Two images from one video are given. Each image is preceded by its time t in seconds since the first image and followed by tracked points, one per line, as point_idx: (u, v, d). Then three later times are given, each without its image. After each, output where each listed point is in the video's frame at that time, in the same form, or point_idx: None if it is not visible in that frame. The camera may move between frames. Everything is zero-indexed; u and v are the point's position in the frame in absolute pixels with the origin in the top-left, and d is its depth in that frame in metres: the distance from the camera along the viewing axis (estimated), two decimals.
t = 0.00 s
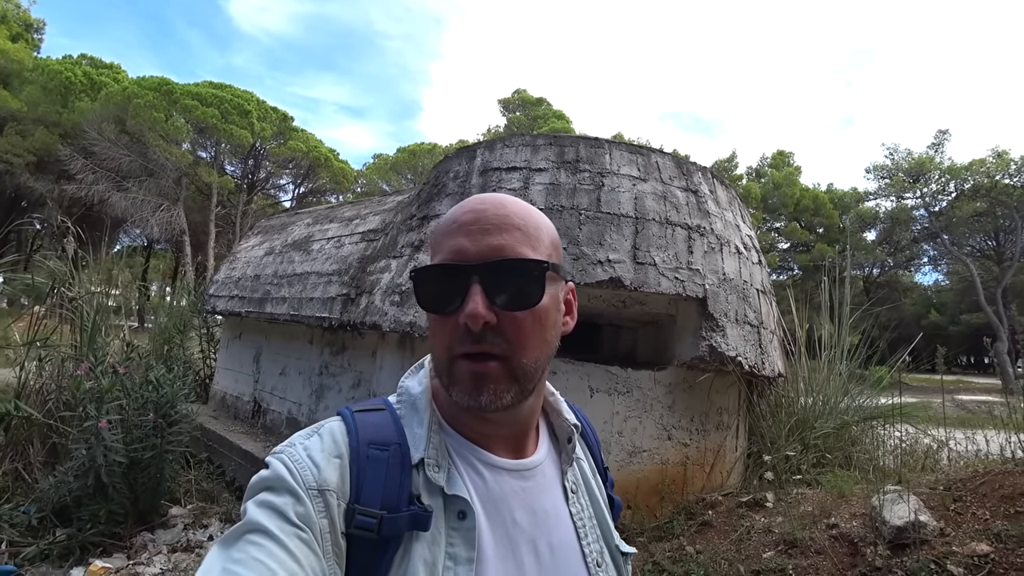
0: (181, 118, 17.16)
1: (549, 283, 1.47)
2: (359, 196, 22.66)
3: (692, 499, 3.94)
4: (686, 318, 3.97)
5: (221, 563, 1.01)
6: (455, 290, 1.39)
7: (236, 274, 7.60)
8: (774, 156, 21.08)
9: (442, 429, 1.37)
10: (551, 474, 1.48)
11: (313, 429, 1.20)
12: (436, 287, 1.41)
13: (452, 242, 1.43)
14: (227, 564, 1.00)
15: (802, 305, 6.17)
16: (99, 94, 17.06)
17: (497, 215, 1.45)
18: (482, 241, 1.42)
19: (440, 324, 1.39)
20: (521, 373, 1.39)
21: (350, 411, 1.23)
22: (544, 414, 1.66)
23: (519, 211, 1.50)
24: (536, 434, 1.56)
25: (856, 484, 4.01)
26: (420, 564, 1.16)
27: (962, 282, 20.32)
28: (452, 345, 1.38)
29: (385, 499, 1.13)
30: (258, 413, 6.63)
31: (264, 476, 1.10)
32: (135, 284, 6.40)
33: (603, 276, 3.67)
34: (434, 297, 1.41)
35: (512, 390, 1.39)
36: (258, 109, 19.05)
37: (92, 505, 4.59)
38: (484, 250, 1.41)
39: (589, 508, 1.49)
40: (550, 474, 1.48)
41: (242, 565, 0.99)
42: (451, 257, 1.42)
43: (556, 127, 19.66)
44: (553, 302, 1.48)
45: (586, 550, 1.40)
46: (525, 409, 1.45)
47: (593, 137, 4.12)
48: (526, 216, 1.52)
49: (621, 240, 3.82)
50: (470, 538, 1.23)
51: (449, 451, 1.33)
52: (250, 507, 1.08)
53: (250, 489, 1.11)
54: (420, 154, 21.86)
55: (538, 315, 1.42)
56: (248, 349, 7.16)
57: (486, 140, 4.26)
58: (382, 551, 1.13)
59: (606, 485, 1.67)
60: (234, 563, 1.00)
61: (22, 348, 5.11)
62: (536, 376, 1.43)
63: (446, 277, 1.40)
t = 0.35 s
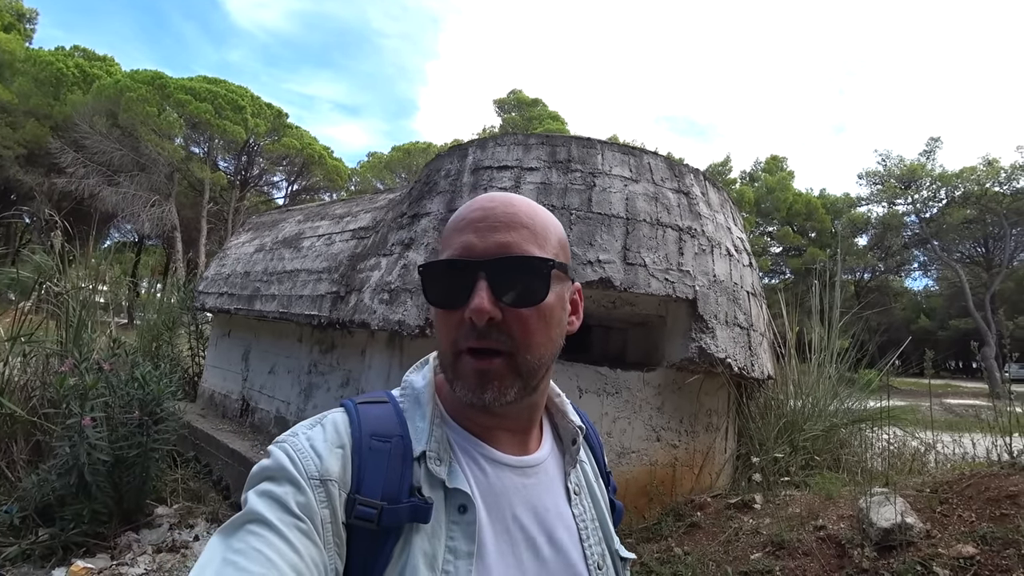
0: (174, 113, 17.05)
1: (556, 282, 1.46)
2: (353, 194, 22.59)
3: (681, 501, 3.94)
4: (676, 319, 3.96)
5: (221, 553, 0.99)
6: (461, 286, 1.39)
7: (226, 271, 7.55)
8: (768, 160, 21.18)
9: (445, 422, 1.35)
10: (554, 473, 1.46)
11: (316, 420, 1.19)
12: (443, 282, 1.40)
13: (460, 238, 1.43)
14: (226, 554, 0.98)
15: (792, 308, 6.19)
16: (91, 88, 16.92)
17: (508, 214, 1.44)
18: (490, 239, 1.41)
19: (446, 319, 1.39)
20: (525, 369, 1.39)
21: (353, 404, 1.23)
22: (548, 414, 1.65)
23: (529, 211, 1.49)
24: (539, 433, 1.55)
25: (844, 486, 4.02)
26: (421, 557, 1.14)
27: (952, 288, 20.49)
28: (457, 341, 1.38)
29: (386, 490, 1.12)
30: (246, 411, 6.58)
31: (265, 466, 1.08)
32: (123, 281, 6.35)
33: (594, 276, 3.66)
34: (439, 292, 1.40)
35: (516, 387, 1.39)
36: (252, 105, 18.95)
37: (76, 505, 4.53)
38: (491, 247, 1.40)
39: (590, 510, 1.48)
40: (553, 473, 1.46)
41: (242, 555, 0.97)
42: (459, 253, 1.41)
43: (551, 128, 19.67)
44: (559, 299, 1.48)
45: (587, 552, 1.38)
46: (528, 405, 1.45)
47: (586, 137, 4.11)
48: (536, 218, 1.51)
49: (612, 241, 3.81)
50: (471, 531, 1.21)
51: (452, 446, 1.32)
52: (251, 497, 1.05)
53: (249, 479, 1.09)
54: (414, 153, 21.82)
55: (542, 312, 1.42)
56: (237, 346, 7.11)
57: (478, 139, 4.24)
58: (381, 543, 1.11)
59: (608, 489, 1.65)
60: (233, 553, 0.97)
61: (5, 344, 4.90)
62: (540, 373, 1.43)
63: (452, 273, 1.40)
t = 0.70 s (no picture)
0: (169, 112, 16.99)
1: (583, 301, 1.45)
2: (348, 195, 22.55)
3: (669, 505, 3.93)
4: (666, 323, 3.96)
5: (196, 558, 0.98)
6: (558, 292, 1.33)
7: (217, 271, 7.51)
8: (763, 165, 21.26)
9: (425, 423, 1.34)
10: (531, 476, 1.45)
11: (294, 424, 1.17)
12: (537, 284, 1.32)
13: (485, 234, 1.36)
14: (202, 559, 0.97)
15: (784, 313, 6.20)
16: (85, 85, 16.85)
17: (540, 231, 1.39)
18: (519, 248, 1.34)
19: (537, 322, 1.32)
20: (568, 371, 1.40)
21: (331, 407, 1.21)
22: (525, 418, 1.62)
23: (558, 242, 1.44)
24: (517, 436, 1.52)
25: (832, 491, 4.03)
26: (403, 560, 1.14)
27: (944, 293, 20.59)
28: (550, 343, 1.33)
29: (368, 495, 1.10)
30: (237, 411, 6.54)
31: (243, 471, 1.07)
32: (113, 279, 6.31)
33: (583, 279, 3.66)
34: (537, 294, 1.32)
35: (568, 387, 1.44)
36: (248, 105, 18.90)
37: (61, 504, 4.50)
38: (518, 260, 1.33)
39: (566, 513, 1.47)
40: (530, 475, 1.45)
41: (218, 561, 0.95)
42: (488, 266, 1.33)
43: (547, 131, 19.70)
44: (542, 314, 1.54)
45: (563, 553, 1.38)
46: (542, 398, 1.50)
47: (577, 139, 4.11)
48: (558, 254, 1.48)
49: (601, 244, 3.80)
50: (452, 533, 1.20)
51: (431, 447, 1.30)
52: (227, 501, 1.04)
53: (226, 483, 1.07)
54: (410, 154, 21.78)
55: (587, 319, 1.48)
56: (228, 346, 7.07)
57: (470, 141, 4.24)
58: (363, 547, 1.10)
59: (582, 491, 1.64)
60: (209, 559, 0.96)
61: None
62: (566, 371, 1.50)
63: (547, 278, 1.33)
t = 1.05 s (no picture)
0: (181, 119, 17.18)
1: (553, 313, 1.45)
2: (358, 199, 22.67)
3: (677, 505, 3.91)
4: (671, 321, 3.94)
5: (185, 552, 0.97)
6: (514, 296, 1.32)
7: (227, 275, 7.58)
8: (773, 162, 21.09)
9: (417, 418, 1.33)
10: (512, 467, 1.46)
11: (287, 415, 1.17)
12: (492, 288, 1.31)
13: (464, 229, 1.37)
14: (190, 552, 0.96)
15: (794, 310, 6.14)
16: (99, 95, 17.09)
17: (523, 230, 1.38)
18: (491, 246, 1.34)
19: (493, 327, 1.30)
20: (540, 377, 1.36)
21: (324, 398, 1.21)
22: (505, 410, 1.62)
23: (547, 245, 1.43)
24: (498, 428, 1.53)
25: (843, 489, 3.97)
26: (403, 550, 1.15)
27: (961, 288, 20.29)
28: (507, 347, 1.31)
29: (366, 484, 1.11)
30: (248, 414, 6.60)
31: (235, 462, 1.06)
32: (125, 285, 6.39)
33: (586, 278, 3.64)
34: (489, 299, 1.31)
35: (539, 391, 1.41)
36: (258, 111, 19.06)
37: (76, 505, 4.56)
38: (488, 258, 1.33)
39: (543, 502, 1.48)
40: (511, 467, 1.46)
41: (208, 555, 0.94)
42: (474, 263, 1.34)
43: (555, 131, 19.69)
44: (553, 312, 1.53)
45: (540, 537, 1.39)
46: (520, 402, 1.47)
47: (579, 138, 4.10)
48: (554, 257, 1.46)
49: (604, 242, 3.79)
50: (448, 522, 1.21)
51: (422, 440, 1.30)
52: (217, 492, 1.03)
53: (215, 473, 1.06)
54: (419, 157, 21.84)
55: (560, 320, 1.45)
56: (239, 350, 7.13)
57: (472, 142, 4.24)
58: (360, 540, 1.10)
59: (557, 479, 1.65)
60: (197, 552, 0.95)
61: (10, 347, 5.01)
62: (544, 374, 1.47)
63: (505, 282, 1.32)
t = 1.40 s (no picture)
0: (191, 133, 17.39)
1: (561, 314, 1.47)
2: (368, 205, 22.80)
3: (697, 501, 3.90)
4: (684, 317, 3.93)
5: (214, 557, 0.99)
6: (481, 303, 1.36)
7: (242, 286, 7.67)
8: (783, 152, 20.93)
9: (451, 442, 1.35)
10: (533, 474, 1.48)
11: (316, 423, 1.18)
12: (460, 296, 1.36)
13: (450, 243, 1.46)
14: (221, 558, 0.98)
15: (809, 301, 6.09)
16: (110, 113, 17.34)
17: (500, 238, 1.42)
18: (464, 257, 1.41)
19: (461, 335, 1.35)
20: (516, 387, 1.35)
21: (353, 407, 1.22)
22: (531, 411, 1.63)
23: (534, 249, 1.43)
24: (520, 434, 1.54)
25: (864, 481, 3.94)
26: (426, 567, 1.17)
27: (980, 273, 20.00)
28: (476, 355, 1.35)
29: (392, 499, 1.13)
30: (267, 423, 6.67)
31: (265, 470, 1.08)
32: (143, 298, 6.49)
33: (598, 277, 3.65)
34: (458, 308, 1.36)
35: (534, 403, 1.39)
36: (266, 122, 19.24)
37: (104, 517, 4.64)
38: (462, 267, 1.39)
39: (564, 504, 1.50)
40: (532, 474, 1.48)
41: (238, 562, 0.97)
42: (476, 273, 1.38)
43: (561, 131, 19.67)
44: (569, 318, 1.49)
45: (559, 544, 1.41)
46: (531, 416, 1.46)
47: (586, 137, 4.11)
48: (549, 259, 1.46)
49: (615, 240, 3.79)
50: (469, 539, 1.24)
51: (453, 460, 1.32)
52: (248, 500, 1.05)
53: (246, 480, 1.09)
54: (427, 162, 21.92)
55: (562, 328, 1.43)
56: (256, 359, 7.21)
57: (480, 145, 4.26)
58: (385, 555, 1.13)
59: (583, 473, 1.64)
60: (228, 558, 0.98)
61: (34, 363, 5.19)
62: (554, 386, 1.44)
63: (471, 290, 1.37)
